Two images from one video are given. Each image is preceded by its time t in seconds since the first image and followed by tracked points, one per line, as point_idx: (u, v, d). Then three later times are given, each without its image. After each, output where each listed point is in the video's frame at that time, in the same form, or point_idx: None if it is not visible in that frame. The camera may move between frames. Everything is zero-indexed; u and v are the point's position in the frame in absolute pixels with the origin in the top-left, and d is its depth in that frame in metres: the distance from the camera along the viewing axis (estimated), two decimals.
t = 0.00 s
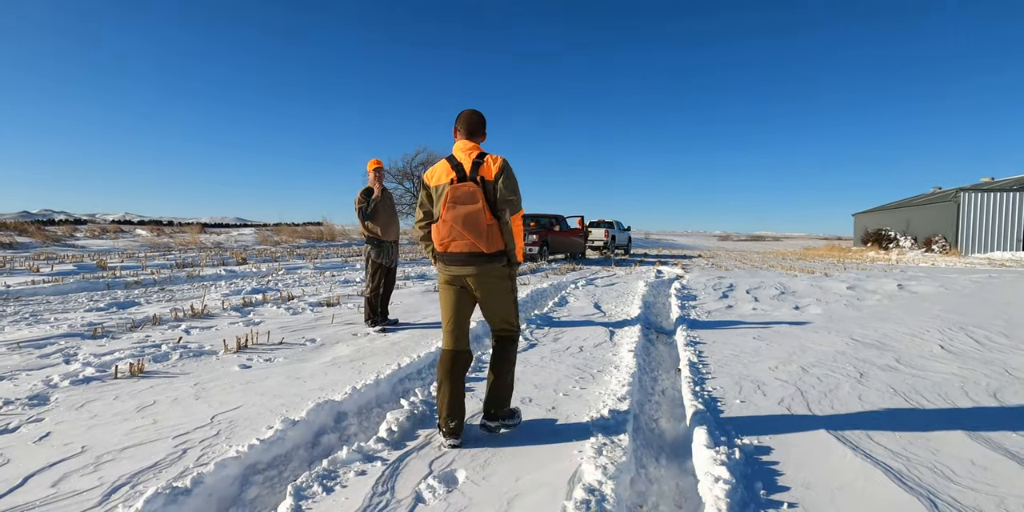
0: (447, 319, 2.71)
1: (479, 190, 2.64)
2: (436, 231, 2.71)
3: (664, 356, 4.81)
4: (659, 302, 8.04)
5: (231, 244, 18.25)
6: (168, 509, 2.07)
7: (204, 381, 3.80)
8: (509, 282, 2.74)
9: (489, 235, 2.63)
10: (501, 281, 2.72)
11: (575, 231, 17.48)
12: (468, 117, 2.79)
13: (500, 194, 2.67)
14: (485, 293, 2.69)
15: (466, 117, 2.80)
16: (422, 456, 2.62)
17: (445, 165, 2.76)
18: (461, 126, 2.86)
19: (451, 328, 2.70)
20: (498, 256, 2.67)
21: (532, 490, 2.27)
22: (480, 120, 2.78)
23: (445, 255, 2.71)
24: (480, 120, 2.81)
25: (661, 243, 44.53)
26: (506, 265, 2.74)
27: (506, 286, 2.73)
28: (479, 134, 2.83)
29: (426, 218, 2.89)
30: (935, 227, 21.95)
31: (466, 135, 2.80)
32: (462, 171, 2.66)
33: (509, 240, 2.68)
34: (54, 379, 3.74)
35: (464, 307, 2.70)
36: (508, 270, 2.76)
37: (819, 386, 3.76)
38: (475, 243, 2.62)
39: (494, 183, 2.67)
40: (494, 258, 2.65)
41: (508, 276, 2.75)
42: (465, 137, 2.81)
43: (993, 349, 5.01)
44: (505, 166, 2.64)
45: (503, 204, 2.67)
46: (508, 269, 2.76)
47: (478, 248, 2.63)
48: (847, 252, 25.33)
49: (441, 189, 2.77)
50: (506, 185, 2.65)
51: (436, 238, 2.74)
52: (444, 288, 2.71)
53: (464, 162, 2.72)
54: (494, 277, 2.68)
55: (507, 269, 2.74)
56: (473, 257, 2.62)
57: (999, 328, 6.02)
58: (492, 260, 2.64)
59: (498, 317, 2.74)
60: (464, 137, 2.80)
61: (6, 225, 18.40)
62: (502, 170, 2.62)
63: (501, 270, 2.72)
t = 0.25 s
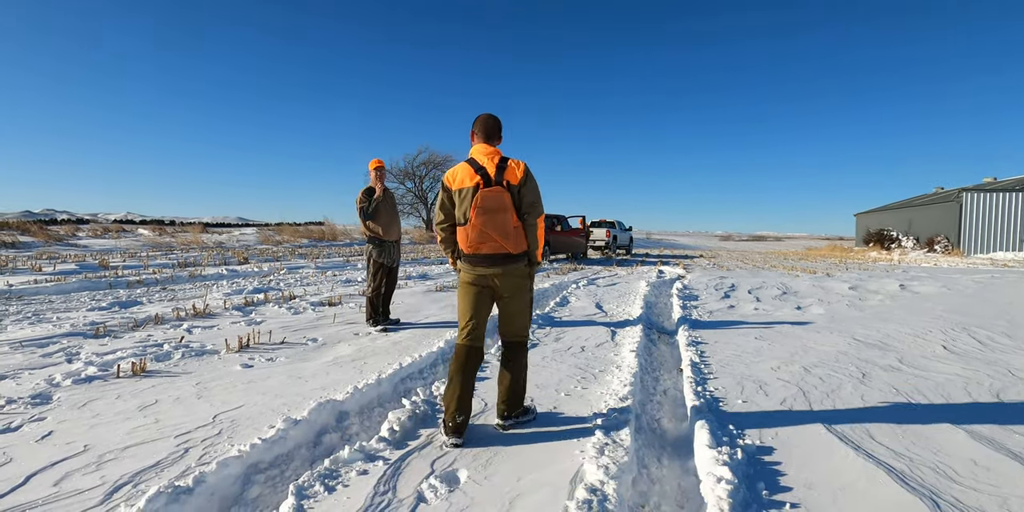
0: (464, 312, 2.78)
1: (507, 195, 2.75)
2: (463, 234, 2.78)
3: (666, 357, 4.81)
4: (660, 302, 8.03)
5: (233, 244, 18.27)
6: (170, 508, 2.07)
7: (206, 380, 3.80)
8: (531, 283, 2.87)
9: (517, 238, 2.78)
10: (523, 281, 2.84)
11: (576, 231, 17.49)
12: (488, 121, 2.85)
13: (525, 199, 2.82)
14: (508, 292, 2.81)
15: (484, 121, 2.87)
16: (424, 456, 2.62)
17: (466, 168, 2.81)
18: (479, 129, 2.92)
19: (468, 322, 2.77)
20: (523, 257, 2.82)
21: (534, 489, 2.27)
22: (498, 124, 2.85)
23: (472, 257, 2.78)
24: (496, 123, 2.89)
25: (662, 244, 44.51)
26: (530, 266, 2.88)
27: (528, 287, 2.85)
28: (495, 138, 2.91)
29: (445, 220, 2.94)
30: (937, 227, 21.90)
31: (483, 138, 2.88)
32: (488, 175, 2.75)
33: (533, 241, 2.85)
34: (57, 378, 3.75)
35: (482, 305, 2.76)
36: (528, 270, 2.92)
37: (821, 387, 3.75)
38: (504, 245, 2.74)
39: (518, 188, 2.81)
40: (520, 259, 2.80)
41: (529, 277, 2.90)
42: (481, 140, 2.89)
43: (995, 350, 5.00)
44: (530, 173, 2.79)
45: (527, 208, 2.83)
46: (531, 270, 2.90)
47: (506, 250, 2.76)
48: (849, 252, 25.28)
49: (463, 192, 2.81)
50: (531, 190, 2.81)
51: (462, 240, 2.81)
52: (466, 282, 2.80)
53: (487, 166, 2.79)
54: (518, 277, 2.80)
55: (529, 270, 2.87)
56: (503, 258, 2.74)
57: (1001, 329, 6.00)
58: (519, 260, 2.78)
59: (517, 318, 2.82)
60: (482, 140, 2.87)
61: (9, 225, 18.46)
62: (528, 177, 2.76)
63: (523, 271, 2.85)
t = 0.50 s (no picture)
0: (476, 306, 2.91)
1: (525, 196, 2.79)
2: (480, 233, 2.80)
3: (667, 357, 4.81)
4: (662, 302, 8.03)
5: (234, 244, 18.29)
6: (172, 507, 2.07)
7: (208, 380, 3.81)
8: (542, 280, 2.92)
9: (532, 237, 2.83)
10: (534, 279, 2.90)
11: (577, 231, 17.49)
12: (503, 121, 2.90)
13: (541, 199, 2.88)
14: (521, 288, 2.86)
15: (499, 120, 2.89)
16: (426, 455, 2.62)
17: (483, 167, 2.82)
18: (493, 128, 2.95)
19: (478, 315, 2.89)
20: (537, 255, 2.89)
21: (536, 489, 2.28)
22: (513, 124, 2.90)
23: (489, 254, 2.82)
24: (510, 123, 2.91)
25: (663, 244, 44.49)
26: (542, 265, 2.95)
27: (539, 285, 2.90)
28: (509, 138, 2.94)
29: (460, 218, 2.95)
30: (938, 227, 21.87)
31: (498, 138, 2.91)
32: (506, 175, 2.77)
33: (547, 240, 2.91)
34: (59, 377, 3.76)
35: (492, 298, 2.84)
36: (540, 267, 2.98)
37: (823, 387, 3.75)
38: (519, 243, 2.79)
39: (534, 188, 2.85)
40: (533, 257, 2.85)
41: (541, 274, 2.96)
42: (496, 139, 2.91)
43: (997, 350, 5.00)
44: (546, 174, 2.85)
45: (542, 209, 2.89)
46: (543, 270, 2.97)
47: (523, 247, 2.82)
48: (851, 252, 25.26)
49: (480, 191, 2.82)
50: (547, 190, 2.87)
51: (479, 237, 2.83)
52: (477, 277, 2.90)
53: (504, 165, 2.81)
54: (530, 274, 2.87)
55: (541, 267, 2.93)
56: (519, 256, 2.79)
57: (1003, 329, 6.00)
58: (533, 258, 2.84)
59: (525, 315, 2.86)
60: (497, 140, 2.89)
61: (11, 224, 18.51)
62: (544, 177, 2.83)
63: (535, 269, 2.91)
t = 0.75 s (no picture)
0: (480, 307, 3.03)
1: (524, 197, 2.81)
2: (480, 232, 2.82)
3: (668, 357, 4.82)
4: (663, 302, 8.03)
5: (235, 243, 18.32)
6: (175, 506, 2.08)
7: (209, 379, 3.82)
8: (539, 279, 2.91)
9: (530, 238, 2.84)
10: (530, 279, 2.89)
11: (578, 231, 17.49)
12: (507, 123, 2.90)
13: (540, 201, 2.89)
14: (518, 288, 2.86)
15: (502, 122, 2.90)
16: (427, 455, 2.63)
17: (486, 167, 2.84)
18: (496, 129, 2.96)
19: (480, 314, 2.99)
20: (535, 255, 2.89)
21: (538, 488, 2.28)
22: (517, 125, 2.91)
23: (488, 253, 2.84)
24: (514, 124, 2.93)
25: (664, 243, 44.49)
26: (540, 265, 2.93)
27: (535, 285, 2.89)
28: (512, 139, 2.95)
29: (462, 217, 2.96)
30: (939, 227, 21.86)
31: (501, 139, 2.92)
32: (506, 176, 2.79)
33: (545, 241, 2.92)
34: (61, 377, 3.76)
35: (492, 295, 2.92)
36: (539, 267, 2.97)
37: (824, 387, 3.75)
38: (517, 243, 2.80)
39: (533, 190, 2.87)
40: (530, 257, 2.85)
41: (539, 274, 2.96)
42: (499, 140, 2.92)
43: (998, 350, 5.00)
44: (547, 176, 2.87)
45: (541, 209, 2.91)
46: (541, 270, 2.95)
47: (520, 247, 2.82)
48: (852, 252, 25.25)
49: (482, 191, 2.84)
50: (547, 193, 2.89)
51: (478, 236, 2.86)
52: (478, 277, 2.99)
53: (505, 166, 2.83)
54: (527, 274, 2.87)
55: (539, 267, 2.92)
56: (517, 256, 2.80)
57: (1004, 329, 6.01)
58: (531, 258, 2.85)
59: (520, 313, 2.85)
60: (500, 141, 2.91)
61: (12, 224, 18.54)
62: (544, 179, 2.85)
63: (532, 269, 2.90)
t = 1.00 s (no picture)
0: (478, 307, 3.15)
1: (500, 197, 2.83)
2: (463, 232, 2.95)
3: (668, 357, 4.81)
4: (663, 302, 8.03)
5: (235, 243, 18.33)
6: (174, 505, 2.07)
7: (209, 378, 3.82)
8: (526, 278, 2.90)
9: (509, 237, 2.84)
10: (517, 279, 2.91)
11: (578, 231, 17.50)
12: (496, 123, 2.91)
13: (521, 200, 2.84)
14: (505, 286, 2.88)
15: (492, 123, 2.93)
16: (427, 454, 2.63)
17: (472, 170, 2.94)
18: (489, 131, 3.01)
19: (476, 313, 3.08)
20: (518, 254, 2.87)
21: (537, 487, 2.28)
22: (507, 125, 2.91)
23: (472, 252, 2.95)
24: (504, 124, 2.92)
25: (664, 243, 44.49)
26: (527, 264, 2.92)
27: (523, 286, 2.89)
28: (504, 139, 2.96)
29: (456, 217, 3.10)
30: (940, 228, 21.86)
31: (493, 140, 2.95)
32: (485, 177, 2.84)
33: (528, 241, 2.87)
34: (61, 376, 3.77)
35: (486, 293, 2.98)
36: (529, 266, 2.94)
37: (824, 387, 3.75)
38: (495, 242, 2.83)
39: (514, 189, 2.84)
40: (513, 255, 2.85)
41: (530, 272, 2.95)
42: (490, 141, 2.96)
43: (998, 350, 5.00)
44: (527, 175, 2.82)
45: (524, 209, 2.86)
46: (530, 268, 2.93)
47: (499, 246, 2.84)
48: (852, 252, 25.25)
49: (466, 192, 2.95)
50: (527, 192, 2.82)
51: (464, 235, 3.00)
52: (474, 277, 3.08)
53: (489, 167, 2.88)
54: (514, 272, 2.88)
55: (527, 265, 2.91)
56: (495, 255, 2.84)
57: (1004, 329, 6.00)
58: (512, 257, 2.85)
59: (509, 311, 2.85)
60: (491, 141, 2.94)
61: (13, 223, 18.56)
62: (523, 178, 2.80)
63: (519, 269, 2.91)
